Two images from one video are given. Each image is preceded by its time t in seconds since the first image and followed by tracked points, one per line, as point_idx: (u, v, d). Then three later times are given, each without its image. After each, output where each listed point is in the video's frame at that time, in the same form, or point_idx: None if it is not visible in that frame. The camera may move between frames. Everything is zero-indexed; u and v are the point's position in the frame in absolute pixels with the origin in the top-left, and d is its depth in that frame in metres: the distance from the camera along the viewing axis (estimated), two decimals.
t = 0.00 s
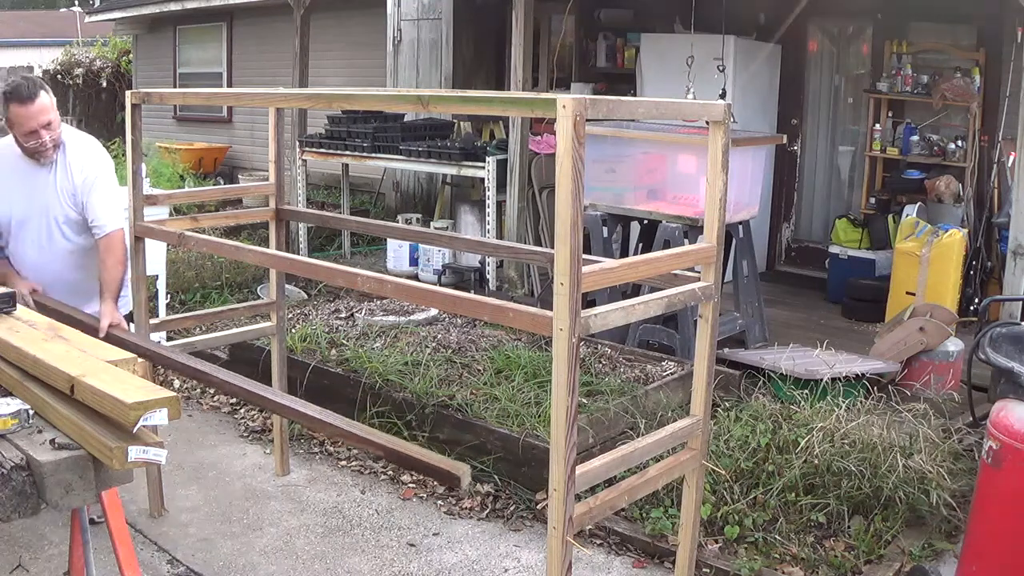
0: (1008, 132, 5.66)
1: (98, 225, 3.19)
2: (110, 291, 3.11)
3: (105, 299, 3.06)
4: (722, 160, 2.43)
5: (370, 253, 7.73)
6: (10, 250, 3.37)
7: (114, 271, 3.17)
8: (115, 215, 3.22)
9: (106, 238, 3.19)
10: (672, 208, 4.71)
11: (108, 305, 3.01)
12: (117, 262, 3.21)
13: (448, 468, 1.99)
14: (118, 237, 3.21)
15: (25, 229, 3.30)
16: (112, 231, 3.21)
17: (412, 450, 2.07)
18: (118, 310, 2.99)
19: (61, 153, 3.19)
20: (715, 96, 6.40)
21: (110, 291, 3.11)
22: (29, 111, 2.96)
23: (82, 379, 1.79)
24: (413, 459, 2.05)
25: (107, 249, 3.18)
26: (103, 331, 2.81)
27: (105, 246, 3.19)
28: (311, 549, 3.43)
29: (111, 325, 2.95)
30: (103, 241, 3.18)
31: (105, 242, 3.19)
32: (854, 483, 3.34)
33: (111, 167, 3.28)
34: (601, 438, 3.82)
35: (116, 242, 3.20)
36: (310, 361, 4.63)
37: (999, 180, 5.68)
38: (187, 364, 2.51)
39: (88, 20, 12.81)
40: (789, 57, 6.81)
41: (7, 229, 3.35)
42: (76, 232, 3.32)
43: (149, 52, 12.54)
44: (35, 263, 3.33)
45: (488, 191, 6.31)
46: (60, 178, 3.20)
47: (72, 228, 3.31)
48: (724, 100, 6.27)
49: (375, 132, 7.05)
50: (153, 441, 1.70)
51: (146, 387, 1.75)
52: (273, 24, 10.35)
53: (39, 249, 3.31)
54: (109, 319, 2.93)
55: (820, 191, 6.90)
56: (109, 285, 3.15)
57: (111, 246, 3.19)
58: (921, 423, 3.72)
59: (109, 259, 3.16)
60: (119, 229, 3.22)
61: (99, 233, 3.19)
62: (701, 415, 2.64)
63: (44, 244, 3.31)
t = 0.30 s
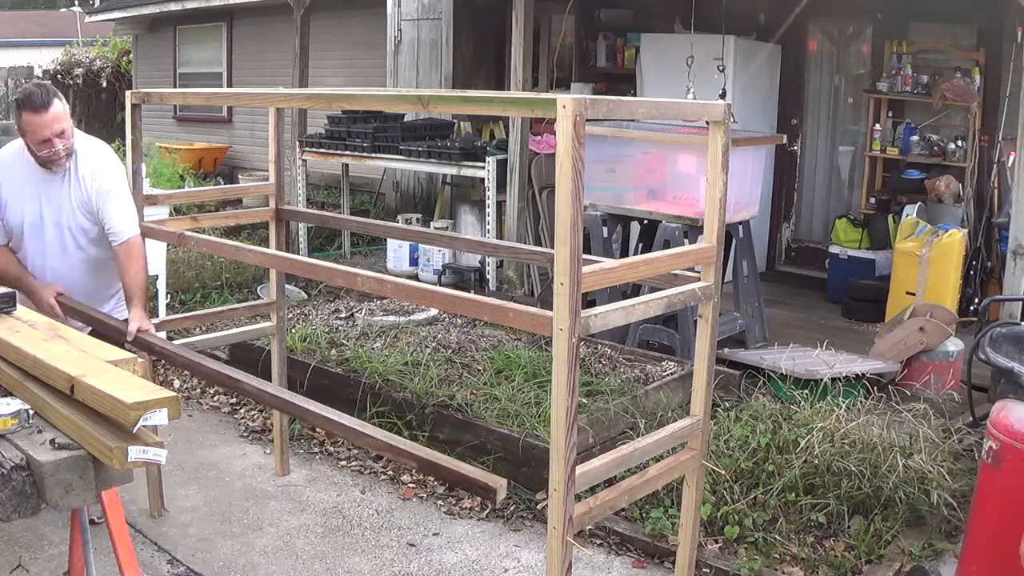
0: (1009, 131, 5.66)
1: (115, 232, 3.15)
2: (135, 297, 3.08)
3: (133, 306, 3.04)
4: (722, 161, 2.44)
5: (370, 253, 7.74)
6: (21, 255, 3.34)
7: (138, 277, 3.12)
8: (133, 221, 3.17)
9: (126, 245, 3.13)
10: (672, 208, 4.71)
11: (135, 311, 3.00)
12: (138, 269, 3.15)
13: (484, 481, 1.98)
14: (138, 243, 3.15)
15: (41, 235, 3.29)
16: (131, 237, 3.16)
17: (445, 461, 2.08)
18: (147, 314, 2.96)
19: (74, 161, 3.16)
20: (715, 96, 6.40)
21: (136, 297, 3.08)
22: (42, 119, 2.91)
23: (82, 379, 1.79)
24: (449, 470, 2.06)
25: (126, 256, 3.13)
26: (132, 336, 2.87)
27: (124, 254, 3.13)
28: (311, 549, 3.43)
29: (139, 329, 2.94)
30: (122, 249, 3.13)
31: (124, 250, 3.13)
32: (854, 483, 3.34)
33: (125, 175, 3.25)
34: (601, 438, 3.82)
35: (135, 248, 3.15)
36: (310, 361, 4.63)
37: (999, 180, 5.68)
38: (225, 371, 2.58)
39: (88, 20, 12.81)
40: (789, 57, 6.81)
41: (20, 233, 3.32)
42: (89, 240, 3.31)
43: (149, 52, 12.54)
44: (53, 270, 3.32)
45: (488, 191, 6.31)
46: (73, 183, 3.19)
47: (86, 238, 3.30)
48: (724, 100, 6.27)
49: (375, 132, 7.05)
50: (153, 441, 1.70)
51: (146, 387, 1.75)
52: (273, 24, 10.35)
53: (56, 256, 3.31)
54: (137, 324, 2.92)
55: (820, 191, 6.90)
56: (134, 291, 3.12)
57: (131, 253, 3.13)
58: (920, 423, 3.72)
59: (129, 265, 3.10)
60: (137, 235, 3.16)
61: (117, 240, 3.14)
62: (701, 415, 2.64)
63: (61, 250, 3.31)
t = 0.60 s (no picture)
0: (1009, 132, 5.66)
1: (125, 233, 3.14)
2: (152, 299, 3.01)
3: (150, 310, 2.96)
4: (722, 161, 2.44)
5: (370, 253, 7.74)
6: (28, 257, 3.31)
7: (150, 277, 3.11)
8: (140, 221, 3.16)
9: (136, 246, 3.12)
10: (672, 208, 4.71)
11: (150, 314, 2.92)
12: (149, 270, 3.13)
13: (512, 488, 1.99)
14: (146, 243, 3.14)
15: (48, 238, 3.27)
16: (140, 237, 3.15)
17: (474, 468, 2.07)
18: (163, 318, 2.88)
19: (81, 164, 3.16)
20: (715, 96, 6.40)
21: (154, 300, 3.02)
22: (51, 122, 2.92)
23: (82, 379, 1.79)
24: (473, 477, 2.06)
25: (137, 257, 3.12)
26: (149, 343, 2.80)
27: (135, 255, 3.12)
28: (311, 549, 3.43)
29: (158, 335, 2.86)
30: (133, 249, 3.12)
31: (134, 250, 3.12)
32: (854, 483, 3.34)
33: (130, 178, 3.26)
34: (601, 438, 3.82)
35: (145, 248, 3.14)
36: (310, 361, 4.63)
37: (999, 180, 5.68)
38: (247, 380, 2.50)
39: (88, 20, 12.82)
40: (789, 57, 6.81)
41: (26, 236, 3.29)
42: (96, 245, 3.31)
43: (149, 52, 12.54)
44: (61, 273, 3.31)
45: (488, 191, 6.31)
46: (81, 186, 3.19)
47: (94, 242, 3.30)
48: (724, 100, 6.27)
49: (375, 132, 7.05)
50: (153, 441, 1.70)
51: (147, 387, 1.75)
52: (273, 24, 10.36)
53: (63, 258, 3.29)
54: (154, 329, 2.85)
55: (820, 191, 6.90)
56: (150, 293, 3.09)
57: (142, 254, 3.13)
58: (920, 423, 3.71)
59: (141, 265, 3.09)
60: (146, 234, 3.15)
61: (127, 242, 3.13)
62: (701, 415, 2.64)
63: (68, 252, 3.29)
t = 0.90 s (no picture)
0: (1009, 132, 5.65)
1: (130, 236, 3.13)
2: (161, 298, 2.98)
3: (160, 310, 2.89)
4: (723, 162, 2.43)
5: (370, 253, 7.74)
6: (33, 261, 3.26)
7: (158, 278, 3.09)
8: (145, 223, 3.16)
9: (142, 248, 3.11)
10: (672, 208, 4.70)
11: (161, 315, 2.83)
12: (157, 273, 3.10)
13: (525, 510, 2.02)
14: (152, 246, 3.14)
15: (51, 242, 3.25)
16: (145, 240, 3.14)
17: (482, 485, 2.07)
18: (174, 319, 2.77)
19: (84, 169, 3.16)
20: (715, 96, 6.40)
21: (163, 299, 2.98)
22: (55, 129, 2.93)
23: (82, 379, 1.79)
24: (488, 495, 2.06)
25: (142, 259, 3.11)
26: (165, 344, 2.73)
27: (141, 257, 3.11)
28: (311, 549, 3.43)
29: (170, 338, 2.75)
30: (138, 252, 3.11)
31: (140, 252, 3.11)
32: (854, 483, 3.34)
33: (133, 183, 3.26)
34: (601, 438, 3.82)
35: (151, 250, 3.13)
36: (310, 361, 4.63)
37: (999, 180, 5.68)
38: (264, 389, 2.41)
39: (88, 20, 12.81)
40: (789, 57, 6.80)
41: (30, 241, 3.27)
42: (100, 248, 3.29)
43: (149, 52, 12.54)
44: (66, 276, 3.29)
45: (488, 191, 6.31)
46: (84, 191, 3.19)
47: (98, 245, 3.29)
48: (724, 100, 6.27)
49: (375, 132, 7.05)
50: (154, 441, 1.70)
51: (147, 387, 1.75)
52: (273, 24, 10.36)
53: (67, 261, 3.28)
54: (167, 332, 2.73)
55: (820, 192, 6.90)
56: (156, 292, 3.06)
57: (148, 257, 3.11)
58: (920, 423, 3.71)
59: (149, 268, 3.08)
60: (152, 237, 3.15)
61: (133, 244, 3.12)
62: (701, 415, 2.64)
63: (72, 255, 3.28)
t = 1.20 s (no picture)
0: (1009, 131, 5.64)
1: (135, 239, 3.14)
2: (167, 299, 2.99)
3: (168, 310, 2.90)
4: (723, 161, 2.43)
5: (370, 254, 7.74)
6: (37, 265, 3.22)
7: (165, 278, 3.10)
8: (149, 227, 3.18)
9: (146, 250, 3.12)
10: (672, 208, 4.70)
11: (170, 316, 2.84)
12: (163, 274, 3.12)
13: (535, 511, 2.08)
14: (157, 247, 3.15)
15: (52, 244, 3.24)
16: (149, 242, 3.16)
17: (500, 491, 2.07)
18: (182, 321, 2.78)
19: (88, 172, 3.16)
20: (715, 96, 6.40)
21: (169, 299, 2.99)
22: (57, 135, 2.93)
23: (82, 379, 1.79)
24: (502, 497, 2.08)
25: (147, 261, 3.12)
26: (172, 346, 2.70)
27: (146, 259, 3.12)
28: (311, 549, 3.43)
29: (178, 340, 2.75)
30: (144, 254, 3.12)
31: (146, 255, 3.12)
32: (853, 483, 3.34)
33: (134, 184, 3.27)
34: (601, 438, 3.82)
35: (156, 252, 3.14)
36: (310, 361, 4.63)
37: (999, 180, 5.68)
38: (267, 388, 2.36)
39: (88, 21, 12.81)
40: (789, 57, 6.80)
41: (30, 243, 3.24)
42: (100, 250, 3.29)
43: (149, 52, 12.54)
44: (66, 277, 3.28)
45: (488, 191, 6.30)
46: (87, 195, 3.19)
47: (98, 248, 3.29)
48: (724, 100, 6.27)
49: (375, 132, 7.05)
50: (154, 441, 1.70)
51: (148, 387, 1.75)
52: (273, 24, 10.36)
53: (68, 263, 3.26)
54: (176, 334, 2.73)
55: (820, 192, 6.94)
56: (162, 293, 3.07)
57: (153, 259, 3.13)
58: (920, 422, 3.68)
59: (155, 269, 3.09)
60: (156, 239, 3.17)
61: (137, 247, 3.13)
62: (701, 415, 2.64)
63: (73, 258, 3.27)
